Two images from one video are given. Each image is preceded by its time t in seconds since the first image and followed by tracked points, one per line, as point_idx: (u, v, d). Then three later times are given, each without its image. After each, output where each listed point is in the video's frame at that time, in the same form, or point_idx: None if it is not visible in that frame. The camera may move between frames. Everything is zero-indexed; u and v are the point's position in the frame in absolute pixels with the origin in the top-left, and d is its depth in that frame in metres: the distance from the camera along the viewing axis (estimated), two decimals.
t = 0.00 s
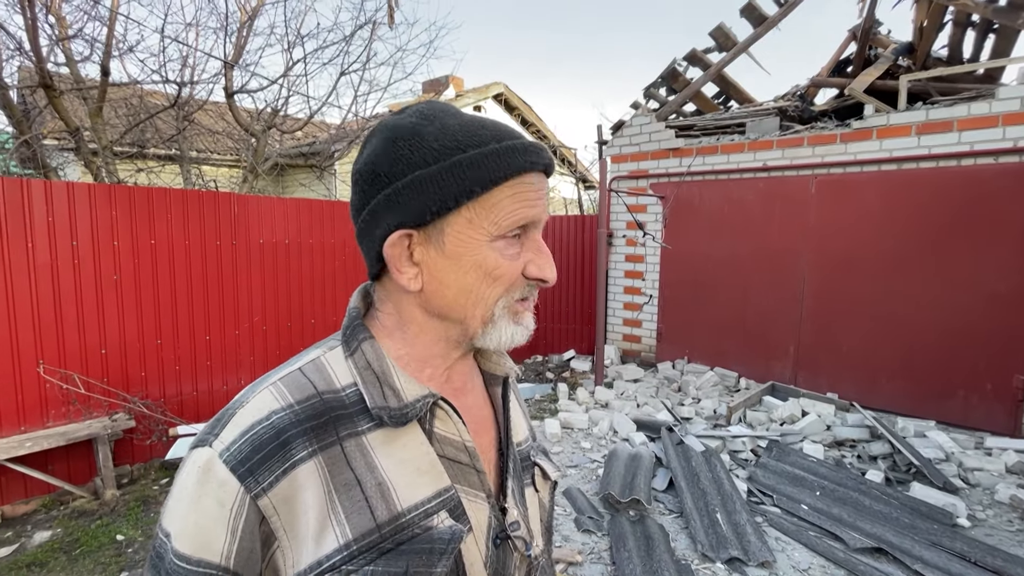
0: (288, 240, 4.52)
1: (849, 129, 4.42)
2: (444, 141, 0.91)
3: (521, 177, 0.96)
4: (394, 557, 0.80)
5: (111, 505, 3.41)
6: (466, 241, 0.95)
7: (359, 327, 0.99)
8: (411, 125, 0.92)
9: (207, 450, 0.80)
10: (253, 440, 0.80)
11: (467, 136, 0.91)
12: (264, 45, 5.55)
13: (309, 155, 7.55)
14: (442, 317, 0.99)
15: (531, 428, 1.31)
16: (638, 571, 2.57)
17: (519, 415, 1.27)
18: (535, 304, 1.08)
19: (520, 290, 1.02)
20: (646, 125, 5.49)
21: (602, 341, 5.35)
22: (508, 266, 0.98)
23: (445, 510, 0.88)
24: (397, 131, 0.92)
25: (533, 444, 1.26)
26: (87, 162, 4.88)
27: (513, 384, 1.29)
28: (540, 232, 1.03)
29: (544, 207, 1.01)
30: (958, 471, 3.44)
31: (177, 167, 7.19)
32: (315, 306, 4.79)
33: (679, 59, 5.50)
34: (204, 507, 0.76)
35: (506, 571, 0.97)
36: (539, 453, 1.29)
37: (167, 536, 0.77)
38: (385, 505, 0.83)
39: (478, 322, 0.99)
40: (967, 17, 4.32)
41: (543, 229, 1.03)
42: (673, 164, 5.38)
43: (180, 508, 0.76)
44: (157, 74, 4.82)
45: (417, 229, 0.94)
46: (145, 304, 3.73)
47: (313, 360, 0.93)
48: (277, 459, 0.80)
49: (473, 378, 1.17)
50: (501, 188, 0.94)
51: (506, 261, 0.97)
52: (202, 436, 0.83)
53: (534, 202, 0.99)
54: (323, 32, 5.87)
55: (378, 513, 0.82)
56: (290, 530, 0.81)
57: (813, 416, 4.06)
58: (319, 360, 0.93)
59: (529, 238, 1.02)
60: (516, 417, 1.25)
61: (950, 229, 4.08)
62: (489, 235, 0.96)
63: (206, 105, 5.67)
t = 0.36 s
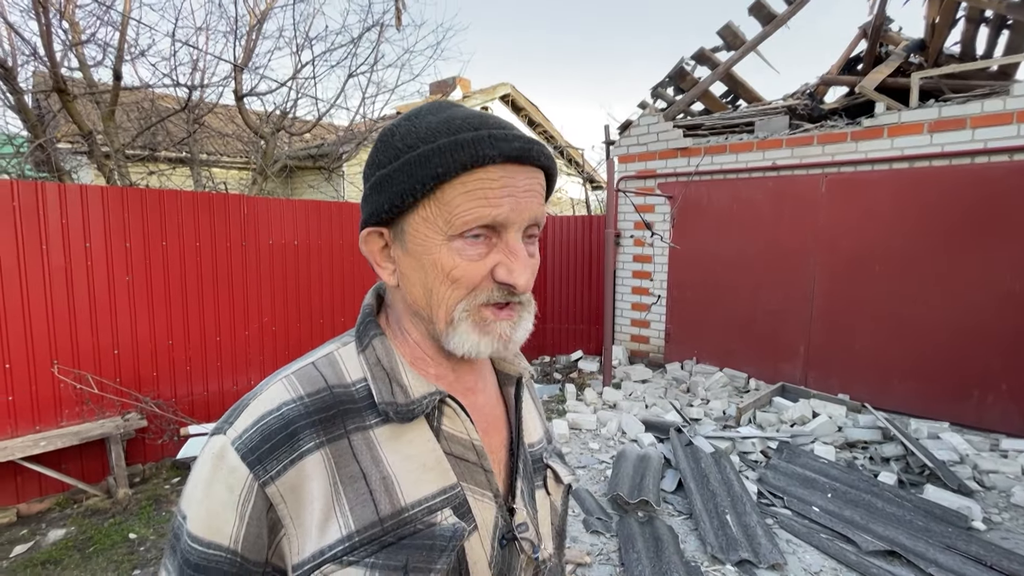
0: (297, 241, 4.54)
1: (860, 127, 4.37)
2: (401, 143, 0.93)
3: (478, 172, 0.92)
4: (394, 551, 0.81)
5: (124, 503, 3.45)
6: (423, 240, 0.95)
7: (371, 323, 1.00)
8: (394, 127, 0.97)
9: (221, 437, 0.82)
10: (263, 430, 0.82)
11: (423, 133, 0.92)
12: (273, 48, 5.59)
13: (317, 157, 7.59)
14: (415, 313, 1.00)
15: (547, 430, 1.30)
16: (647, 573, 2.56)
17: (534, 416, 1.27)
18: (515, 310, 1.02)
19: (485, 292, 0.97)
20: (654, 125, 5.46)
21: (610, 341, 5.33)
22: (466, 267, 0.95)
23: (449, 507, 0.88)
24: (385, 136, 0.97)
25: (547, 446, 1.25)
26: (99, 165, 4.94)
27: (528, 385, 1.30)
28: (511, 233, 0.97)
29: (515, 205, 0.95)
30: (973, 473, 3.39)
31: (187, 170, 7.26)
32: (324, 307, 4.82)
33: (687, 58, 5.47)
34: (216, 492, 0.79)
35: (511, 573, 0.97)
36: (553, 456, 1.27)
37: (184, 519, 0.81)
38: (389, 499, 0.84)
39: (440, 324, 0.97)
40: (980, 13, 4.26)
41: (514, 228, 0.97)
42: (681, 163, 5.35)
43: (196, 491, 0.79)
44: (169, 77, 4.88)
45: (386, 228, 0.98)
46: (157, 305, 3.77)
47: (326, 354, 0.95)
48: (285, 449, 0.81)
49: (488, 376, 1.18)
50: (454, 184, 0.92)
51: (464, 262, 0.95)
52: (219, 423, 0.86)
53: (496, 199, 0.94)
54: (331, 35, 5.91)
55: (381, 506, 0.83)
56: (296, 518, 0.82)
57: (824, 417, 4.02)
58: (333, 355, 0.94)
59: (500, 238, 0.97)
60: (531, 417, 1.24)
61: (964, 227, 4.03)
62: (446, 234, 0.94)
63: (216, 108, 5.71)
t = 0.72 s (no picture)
0: (307, 244, 4.58)
1: (873, 126, 4.32)
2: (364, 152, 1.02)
3: (378, 185, 0.96)
4: (376, 544, 0.81)
5: (138, 503, 3.49)
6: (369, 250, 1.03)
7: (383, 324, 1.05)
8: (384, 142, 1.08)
9: (239, 419, 0.88)
10: (271, 414, 0.87)
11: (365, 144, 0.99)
12: (284, 53, 5.66)
13: (327, 161, 7.65)
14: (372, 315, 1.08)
15: (569, 437, 1.24)
16: None
17: (554, 422, 1.22)
18: (439, 325, 0.97)
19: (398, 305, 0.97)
20: (663, 125, 5.44)
21: (619, 343, 5.31)
22: (382, 276, 0.98)
23: (440, 507, 0.88)
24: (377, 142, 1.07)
25: (565, 454, 1.19)
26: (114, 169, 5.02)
27: (549, 389, 1.27)
28: (418, 243, 0.94)
29: (408, 214, 0.93)
30: (990, 477, 3.33)
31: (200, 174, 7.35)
32: (334, 309, 4.85)
33: (695, 59, 5.45)
34: (229, 465, 0.83)
35: None
36: (571, 466, 1.19)
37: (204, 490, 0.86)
38: (378, 493, 0.85)
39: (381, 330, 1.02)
40: (994, 10, 4.21)
41: (417, 239, 0.94)
42: (690, 164, 5.32)
43: (212, 467, 0.84)
44: (181, 83, 4.95)
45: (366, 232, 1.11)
46: (170, 308, 3.82)
47: (341, 351, 1.01)
48: (288, 433, 0.85)
49: (502, 378, 1.20)
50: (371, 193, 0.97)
51: (382, 271, 0.98)
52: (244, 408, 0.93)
53: (389, 209, 0.94)
54: (341, 39, 5.97)
55: (370, 498, 0.84)
56: (296, 499, 0.84)
57: (837, 420, 3.97)
58: (346, 352, 0.99)
59: (410, 248, 0.95)
60: (548, 424, 1.21)
61: (979, 228, 3.97)
62: (373, 244, 1.00)
63: (228, 112, 5.79)
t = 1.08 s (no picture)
0: (316, 245, 4.61)
1: (883, 126, 4.28)
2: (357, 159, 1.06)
3: (357, 192, 0.98)
4: (352, 536, 0.83)
5: (150, 502, 3.52)
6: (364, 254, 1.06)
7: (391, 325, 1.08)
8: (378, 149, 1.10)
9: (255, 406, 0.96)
10: (276, 403, 0.93)
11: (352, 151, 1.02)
12: (293, 56, 5.71)
13: (335, 163, 7.69)
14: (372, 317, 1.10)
15: (584, 448, 1.20)
16: None
17: (568, 433, 1.18)
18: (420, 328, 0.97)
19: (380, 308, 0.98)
20: (671, 126, 5.42)
21: (627, 345, 5.29)
22: (368, 280, 1.00)
23: (422, 506, 0.89)
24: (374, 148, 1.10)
25: (576, 468, 1.16)
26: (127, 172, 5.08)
27: (563, 397, 1.22)
28: (393, 247, 0.94)
29: (381, 219, 0.94)
30: (1006, 481, 3.28)
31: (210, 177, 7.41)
32: (342, 310, 4.87)
33: (703, 59, 5.43)
34: (238, 446, 0.92)
35: None
36: (582, 481, 1.16)
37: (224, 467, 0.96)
38: (363, 486, 0.87)
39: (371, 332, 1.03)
40: (1007, 7, 4.15)
41: (391, 242, 0.94)
42: (699, 165, 5.30)
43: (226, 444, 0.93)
44: (192, 87, 5.00)
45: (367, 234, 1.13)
46: (181, 310, 3.86)
47: (351, 350, 1.05)
48: (285, 423, 0.90)
49: (510, 384, 1.19)
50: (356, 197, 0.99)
51: (368, 275, 1.00)
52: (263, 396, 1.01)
53: (366, 215, 0.96)
54: (348, 43, 6.01)
55: (354, 490, 0.86)
56: (289, 485, 0.88)
57: (848, 422, 3.94)
58: (354, 350, 1.04)
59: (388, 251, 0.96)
60: (558, 434, 1.17)
61: (993, 228, 3.91)
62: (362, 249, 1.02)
63: (238, 116, 5.84)
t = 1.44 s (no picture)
0: (325, 247, 4.64)
1: (895, 125, 4.24)
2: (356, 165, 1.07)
3: (359, 196, 0.99)
4: (356, 526, 0.83)
5: (162, 501, 3.56)
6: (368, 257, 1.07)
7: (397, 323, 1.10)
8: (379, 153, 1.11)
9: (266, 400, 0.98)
10: (284, 398, 0.95)
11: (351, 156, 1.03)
12: (302, 59, 5.75)
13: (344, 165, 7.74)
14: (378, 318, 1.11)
15: (593, 447, 1.20)
16: None
17: (574, 431, 1.18)
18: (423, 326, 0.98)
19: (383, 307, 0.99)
20: (679, 126, 5.40)
21: (636, 346, 5.27)
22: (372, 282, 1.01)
23: (427, 500, 0.90)
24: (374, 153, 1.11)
25: (584, 466, 1.16)
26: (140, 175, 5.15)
27: (571, 394, 1.22)
28: (394, 248, 0.95)
29: (381, 221, 0.94)
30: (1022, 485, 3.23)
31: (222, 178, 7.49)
32: (351, 311, 4.89)
33: (712, 59, 5.40)
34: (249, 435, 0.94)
35: None
36: (590, 479, 1.16)
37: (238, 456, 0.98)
38: (367, 478, 0.87)
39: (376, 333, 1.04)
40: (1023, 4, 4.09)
41: (392, 244, 0.95)
42: (708, 165, 5.27)
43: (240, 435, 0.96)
44: (204, 90, 5.06)
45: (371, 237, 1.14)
46: (193, 311, 3.90)
47: (358, 348, 1.07)
48: (290, 417, 0.91)
49: (514, 382, 1.19)
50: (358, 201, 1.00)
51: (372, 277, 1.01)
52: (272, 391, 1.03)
53: (368, 219, 0.96)
54: (357, 45, 6.05)
55: (358, 482, 0.87)
56: (290, 478, 0.88)
57: (860, 425, 3.90)
58: (361, 348, 1.06)
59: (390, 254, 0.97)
60: (565, 432, 1.17)
61: (1009, 228, 3.85)
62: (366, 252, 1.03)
63: (248, 118, 5.89)
